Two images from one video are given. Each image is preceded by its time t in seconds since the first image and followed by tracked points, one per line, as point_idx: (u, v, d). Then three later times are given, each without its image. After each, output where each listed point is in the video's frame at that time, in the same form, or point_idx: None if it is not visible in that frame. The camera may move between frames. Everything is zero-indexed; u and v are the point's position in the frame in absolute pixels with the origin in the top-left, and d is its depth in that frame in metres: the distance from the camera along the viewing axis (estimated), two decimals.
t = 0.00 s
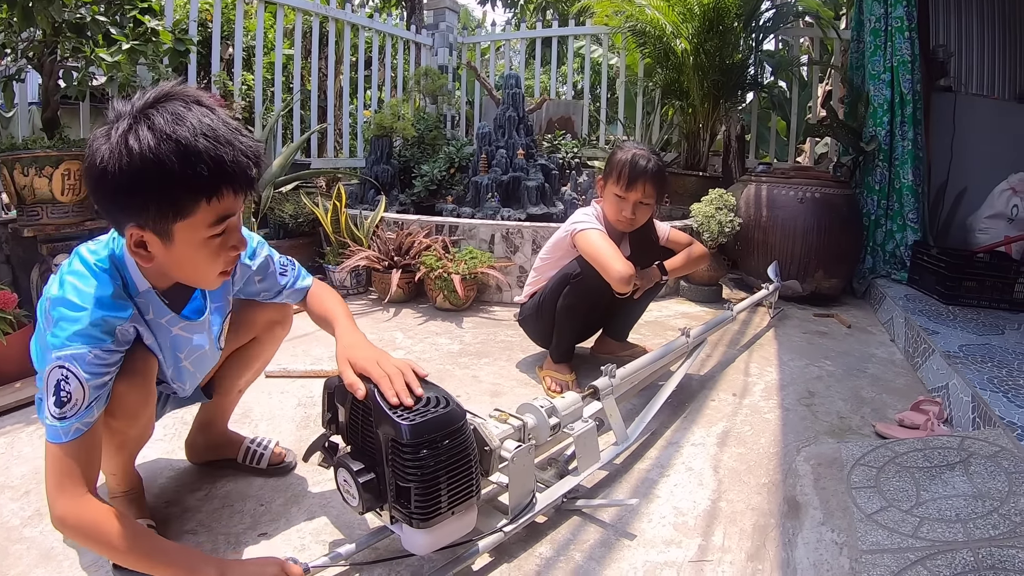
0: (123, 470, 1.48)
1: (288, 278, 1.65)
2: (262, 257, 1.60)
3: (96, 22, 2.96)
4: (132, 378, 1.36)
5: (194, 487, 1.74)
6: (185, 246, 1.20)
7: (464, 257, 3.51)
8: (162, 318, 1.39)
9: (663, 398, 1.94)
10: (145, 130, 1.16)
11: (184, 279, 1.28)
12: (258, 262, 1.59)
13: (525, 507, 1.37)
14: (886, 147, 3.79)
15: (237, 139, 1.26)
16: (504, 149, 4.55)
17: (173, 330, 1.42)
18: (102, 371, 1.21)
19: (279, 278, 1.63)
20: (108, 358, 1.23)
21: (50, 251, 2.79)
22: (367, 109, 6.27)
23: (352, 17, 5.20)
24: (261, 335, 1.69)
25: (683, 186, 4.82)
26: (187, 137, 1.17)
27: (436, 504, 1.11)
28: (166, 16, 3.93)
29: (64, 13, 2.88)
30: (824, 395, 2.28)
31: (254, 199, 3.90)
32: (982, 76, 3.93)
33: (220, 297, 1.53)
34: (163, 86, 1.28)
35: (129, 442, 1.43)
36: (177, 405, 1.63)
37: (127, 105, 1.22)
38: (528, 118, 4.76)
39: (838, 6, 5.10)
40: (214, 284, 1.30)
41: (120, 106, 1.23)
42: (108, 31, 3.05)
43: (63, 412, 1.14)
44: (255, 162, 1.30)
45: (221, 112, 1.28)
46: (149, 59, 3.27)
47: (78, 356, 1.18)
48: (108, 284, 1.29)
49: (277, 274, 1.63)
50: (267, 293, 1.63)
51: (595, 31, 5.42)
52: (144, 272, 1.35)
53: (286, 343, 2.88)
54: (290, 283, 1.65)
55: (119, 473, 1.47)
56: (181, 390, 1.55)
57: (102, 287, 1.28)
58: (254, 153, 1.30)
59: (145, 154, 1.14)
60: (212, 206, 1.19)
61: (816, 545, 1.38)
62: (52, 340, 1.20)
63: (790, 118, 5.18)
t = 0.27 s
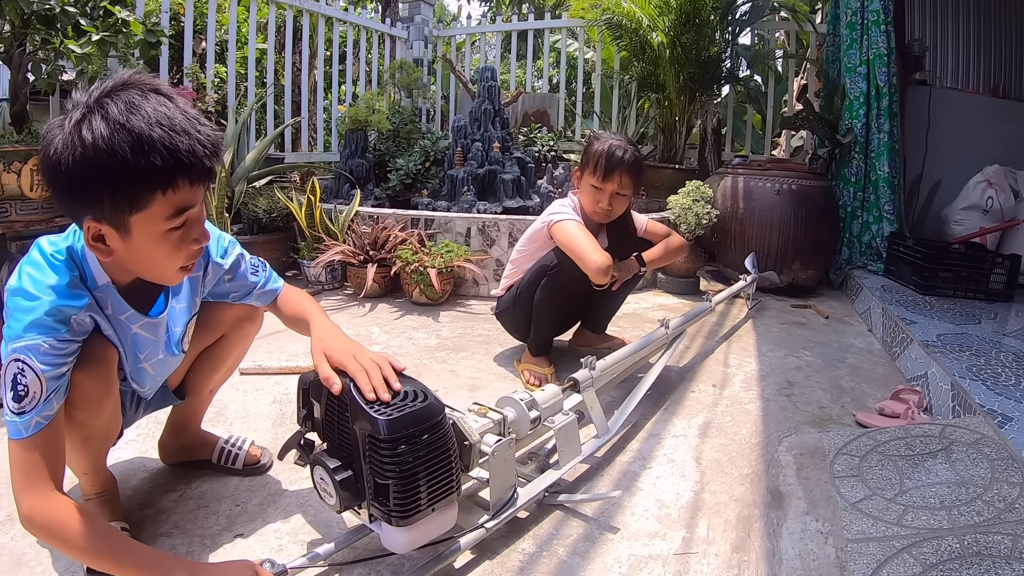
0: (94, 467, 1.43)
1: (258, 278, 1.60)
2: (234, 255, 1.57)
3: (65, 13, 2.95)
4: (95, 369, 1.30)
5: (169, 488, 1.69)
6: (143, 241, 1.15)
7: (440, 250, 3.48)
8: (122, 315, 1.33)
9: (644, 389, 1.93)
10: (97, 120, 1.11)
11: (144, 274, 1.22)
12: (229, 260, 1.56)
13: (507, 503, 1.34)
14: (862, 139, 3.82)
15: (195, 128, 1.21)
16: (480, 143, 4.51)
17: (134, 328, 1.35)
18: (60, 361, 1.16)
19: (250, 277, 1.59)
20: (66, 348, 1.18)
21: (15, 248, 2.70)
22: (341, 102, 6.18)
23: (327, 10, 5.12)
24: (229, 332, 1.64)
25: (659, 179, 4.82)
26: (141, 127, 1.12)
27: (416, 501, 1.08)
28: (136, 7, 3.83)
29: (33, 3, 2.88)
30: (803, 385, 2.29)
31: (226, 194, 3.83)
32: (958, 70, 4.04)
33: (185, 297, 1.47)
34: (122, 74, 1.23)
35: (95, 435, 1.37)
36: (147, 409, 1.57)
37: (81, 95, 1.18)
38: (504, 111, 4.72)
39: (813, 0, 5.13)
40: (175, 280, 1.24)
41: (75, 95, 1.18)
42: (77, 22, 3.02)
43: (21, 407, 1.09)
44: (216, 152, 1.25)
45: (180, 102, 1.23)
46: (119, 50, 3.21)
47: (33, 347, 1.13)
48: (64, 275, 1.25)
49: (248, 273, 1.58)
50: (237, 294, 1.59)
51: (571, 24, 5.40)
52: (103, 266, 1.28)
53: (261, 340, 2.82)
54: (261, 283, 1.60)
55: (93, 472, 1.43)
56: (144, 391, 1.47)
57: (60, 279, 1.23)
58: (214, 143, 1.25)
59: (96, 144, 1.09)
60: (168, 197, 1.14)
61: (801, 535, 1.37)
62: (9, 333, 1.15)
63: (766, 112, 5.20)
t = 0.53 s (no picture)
0: (74, 474, 1.39)
1: (242, 278, 1.57)
2: (219, 256, 1.54)
3: (38, 7, 3.01)
4: (74, 375, 1.26)
5: (149, 491, 1.65)
6: (111, 241, 1.11)
7: (420, 245, 3.45)
8: (99, 319, 1.29)
9: (628, 382, 1.92)
10: (50, 115, 1.07)
11: (119, 275, 1.18)
12: (214, 261, 1.53)
13: (492, 499, 1.32)
14: (842, 133, 3.86)
15: (155, 116, 1.16)
16: (459, 137, 4.48)
17: (111, 333, 1.32)
18: (32, 373, 1.13)
19: (234, 278, 1.56)
20: (39, 358, 1.15)
21: None
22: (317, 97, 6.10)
23: (304, 4, 5.05)
24: (211, 334, 1.61)
25: (639, 172, 4.83)
26: (96, 119, 1.08)
27: (401, 500, 1.06)
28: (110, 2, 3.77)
29: None
30: (786, 377, 2.30)
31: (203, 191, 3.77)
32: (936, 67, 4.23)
33: (168, 301, 1.44)
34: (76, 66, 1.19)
35: (74, 442, 1.34)
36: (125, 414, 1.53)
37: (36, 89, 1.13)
38: (483, 106, 4.69)
39: None
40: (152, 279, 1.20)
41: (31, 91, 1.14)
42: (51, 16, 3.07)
43: None
44: (181, 140, 1.20)
45: (139, 90, 1.18)
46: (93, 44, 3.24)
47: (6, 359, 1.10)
48: (38, 281, 1.20)
49: (230, 274, 1.56)
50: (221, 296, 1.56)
51: (550, 18, 5.37)
52: (77, 269, 1.24)
53: (239, 338, 2.78)
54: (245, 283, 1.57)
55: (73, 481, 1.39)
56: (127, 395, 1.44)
57: (34, 285, 1.19)
58: (178, 131, 1.20)
59: (50, 141, 1.05)
60: (131, 192, 1.09)
61: (788, 526, 1.38)
62: None
63: (745, 106, 5.23)
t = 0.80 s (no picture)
0: (63, 478, 1.38)
1: (230, 274, 1.55)
2: (206, 252, 1.52)
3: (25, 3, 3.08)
4: (65, 380, 1.25)
5: (137, 491, 1.64)
6: (86, 249, 1.07)
7: (408, 242, 3.42)
8: (86, 319, 1.27)
9: (619, 378, 1.91)
10: (38, 109, 1.02)
11: (98, 283, 1.15)
12: (202, 257, 1.51)
13: (484, 497, 1.31)
14: (830, 130, 3.87)
15: (149, 130, 1.10)
16: (447, 133, 4.45)
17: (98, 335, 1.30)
18: (20, 385, 1.13)
19: (222, 274, 1.54)
20: (26, 370, 1.14)
21: None
22: (305, 93, 6.05)
23: None
24: (198, 335, 1.59)
25: (627, 169, 4.83)
26: (83, 124, 1.02)
27: (393, 499, 1.05)
28: None
29: None
30: (776, 372, 2.31)
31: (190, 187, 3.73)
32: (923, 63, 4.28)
33: (155, 299, 1.42)
34: (88, 57, 1.14)
35: (66, 448, 1.33)
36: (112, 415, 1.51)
37: (40, 73, 1.09)
38: (471, 102, 4.67)
39: None
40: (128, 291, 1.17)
41: (36, 73, 1.10)
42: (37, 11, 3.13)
43: None
44: (171, 161, 1.14)
45: (140, 97, 1.12)
46: (80, 39, 3.29)
47: None
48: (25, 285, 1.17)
49: (218, 271, 1.54)
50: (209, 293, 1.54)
51: (539, 15, 5.35)
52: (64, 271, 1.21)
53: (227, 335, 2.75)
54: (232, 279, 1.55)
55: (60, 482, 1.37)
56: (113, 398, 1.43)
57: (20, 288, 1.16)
58: (170, 149, 1.14)
59: (28, 137, 1.00)
60: (109, 207, 1.05)
61: (780, 522, 1.38)
62: None
63: (733, 103, 5.23)
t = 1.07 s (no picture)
0: (51, 478, 1.36)
1: (217, 271, 1.53)
2: (192, 248, 1.50)
3: None
4: (47, 372, 1.25)
5: (125, 493, 1.62)
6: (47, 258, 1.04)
7: (398, 240, 3.41)
8: (70, 317, 1.26)
9: (609, 377, 1.90)
10: (31, 113, 0.99)
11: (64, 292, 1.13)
12: (188, 253, 1.49)
13: (476, 495, 1.30)
14: (819, 128, 3.90)
15: (128, 172, 1.02)
16: (436, 131, 4.44)
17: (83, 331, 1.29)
18: None
19: (208, 271, 1.52)
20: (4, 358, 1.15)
21: None
22: (293, 91, 6.01)
23: None
24: (184, 333, 1.57)
25: (617, 167, 4.83)
26: (55, 146, 0.97)
27: (385, 498, 1.04)
28: None
29: None
30: (765, 369, 2.32)
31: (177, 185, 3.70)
32: (913, 61, 4.28)
33: (142, 294, 1.40)
34: (107, 80, 1.08)
35: (52, 444, 1.32)
36: (99, 415, 1.50)
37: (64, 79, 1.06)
38: (460, 100, 4.65)
39: None
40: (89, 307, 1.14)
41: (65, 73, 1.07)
42: (25, 9, 3.14)
43: None
44: (145, 211, 1.05)
45: (134, 133, 1.04)
46: (67, 36, 3.31)
47: None
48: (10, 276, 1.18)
49: (205, 268, 1.52)
50: (195, 290, 1.52)
51: (528, 13, 5.35)
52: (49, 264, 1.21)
53: (214, 335, 2.72)
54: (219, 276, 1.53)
55: (48, 482, 1.36)
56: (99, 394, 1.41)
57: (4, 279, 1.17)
58: (146, 196, 1.05)
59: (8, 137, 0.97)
60: (69, 236, 1.00)
61: (771, 517, 1.38)
62: None
63: (722, 102, 5.25)
